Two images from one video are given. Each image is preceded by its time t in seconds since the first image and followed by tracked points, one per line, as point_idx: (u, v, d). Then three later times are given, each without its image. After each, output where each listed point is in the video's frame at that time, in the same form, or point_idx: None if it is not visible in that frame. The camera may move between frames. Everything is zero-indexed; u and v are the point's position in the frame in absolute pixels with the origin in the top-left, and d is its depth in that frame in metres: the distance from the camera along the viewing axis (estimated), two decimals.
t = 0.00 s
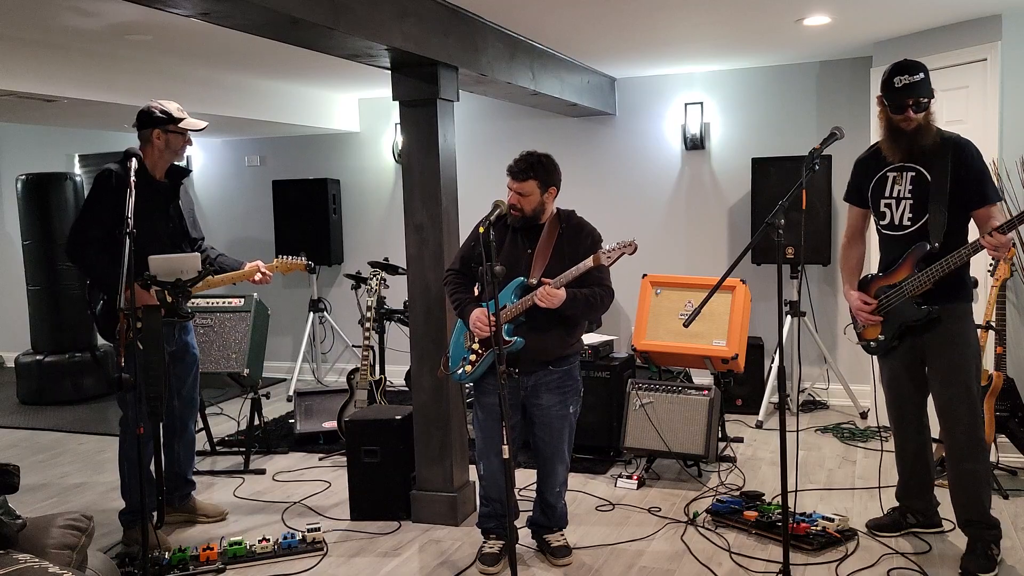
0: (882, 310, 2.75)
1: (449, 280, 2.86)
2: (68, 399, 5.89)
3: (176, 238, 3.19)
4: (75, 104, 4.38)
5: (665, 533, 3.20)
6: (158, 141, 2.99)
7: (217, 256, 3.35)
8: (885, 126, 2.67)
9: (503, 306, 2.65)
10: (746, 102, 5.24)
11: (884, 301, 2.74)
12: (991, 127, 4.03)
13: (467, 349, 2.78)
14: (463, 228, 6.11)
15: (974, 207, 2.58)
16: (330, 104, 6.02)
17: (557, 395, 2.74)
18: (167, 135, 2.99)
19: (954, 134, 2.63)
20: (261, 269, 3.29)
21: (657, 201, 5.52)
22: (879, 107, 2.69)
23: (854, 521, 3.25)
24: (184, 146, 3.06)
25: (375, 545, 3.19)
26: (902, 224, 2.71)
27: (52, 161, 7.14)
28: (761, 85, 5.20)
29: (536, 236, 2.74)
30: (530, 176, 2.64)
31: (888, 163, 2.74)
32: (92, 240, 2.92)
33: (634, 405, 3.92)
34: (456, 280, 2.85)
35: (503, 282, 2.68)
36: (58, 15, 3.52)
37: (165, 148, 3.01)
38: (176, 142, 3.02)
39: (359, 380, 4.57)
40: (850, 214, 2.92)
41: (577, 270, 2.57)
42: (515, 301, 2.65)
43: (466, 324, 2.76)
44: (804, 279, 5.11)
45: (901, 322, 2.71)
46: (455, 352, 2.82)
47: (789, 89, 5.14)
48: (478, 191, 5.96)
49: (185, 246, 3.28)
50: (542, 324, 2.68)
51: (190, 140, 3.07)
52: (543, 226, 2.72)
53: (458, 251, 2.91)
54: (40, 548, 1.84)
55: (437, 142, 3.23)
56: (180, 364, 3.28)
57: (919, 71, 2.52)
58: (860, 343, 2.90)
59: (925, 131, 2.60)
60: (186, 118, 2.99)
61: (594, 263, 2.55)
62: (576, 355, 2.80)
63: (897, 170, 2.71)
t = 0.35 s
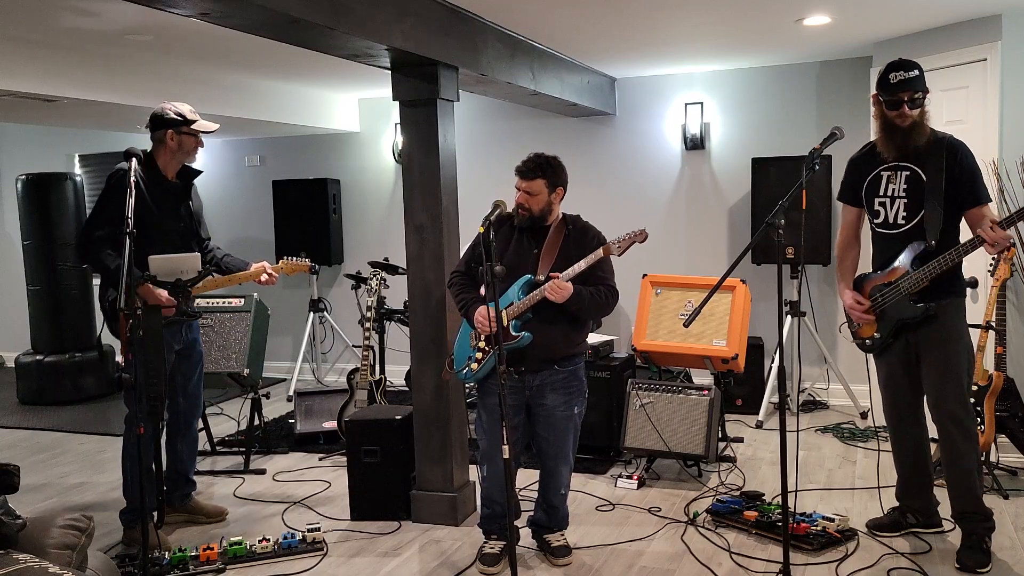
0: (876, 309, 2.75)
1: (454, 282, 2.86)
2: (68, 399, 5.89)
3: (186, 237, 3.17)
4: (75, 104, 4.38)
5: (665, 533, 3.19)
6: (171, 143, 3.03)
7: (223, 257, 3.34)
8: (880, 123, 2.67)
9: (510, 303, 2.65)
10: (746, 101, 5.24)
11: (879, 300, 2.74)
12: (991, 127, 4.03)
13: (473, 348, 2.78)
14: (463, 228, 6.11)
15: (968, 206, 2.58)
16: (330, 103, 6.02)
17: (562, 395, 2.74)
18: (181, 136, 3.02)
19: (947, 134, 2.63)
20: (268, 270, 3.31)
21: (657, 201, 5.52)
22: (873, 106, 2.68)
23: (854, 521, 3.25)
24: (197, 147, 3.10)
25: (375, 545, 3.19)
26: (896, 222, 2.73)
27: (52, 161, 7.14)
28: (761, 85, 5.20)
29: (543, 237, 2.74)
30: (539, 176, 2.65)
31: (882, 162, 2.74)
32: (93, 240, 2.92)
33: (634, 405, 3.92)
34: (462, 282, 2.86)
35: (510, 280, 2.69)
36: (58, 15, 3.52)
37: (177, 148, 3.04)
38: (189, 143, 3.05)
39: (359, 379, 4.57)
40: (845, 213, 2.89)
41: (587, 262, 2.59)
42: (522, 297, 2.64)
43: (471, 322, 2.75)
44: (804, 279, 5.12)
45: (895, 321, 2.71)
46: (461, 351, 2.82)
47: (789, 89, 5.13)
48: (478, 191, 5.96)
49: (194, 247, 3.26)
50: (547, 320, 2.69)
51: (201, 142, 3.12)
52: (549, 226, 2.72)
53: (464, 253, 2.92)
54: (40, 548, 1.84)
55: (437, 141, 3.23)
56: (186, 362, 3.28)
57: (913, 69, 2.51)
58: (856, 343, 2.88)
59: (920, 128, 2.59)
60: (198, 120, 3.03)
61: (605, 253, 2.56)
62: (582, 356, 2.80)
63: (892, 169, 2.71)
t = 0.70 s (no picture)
0: (876, 307, 2.74)
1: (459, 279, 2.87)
2: (68, 399, 5.89)
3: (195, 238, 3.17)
4: (75, 104, 4.37)
5: (665, 533, 3.20)
6: (184, 145, 3.05)
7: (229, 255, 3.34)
8: (882, 124, 2.67)
9: (516, 303, 2.65)
10: (746, 101, 5.24)
11: (877, 297, 2.73)
12: (991, 126, 4.03)
13: (477, 346, 2.78)
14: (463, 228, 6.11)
15: (969, 206, 2.57)
16: (330, 103, 6.02)
17: (566, 393, 2.74)
18: (194, 139, 3.05)
19: (947, 134, 2.63)
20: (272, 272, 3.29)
21: (657, 201, 5.52)
22: (874, 105, 2.69)
23: (854, 521, 3.25)
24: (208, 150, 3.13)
25: (375, 545, 3.19)
26: (896, 221, 2.72)
27: (52, 161, 7.14)
28: (761, 85, 5.20)
29: (549, 236, 2.74)
30: (546, 173, 2.65)
31: (882, 161, 2.75)
32: (97, 240, 2.92)
33: (634, 405, 3.92)
34: (465, 279, 2.86)
35: (516, 279, 2.69)
36: (59, 15, 3.52)
37: (189, 151, 3.06)
38: (201, 146, 3.08)
39: (359, 379, 4.57)
40: (846, 214, 2.90)
41: (594, 265, 2.63)
42: (527, 298, 2.65)
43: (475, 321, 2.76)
44: (804, 279, 5.12)
45: (893, 319, 2.70)
46: (464, 349, 2.82)
47: (789, 89, 5.13)
48: (478, 191, 5.97)
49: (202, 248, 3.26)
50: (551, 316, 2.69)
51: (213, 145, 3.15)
52: (555, 227, 2.73)
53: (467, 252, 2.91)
54: (40, 548, 1.84)
55: (437, 141, 3.23)
56: (191, 360, 3.29)
57: (916, 70, 2.52)
58: (852, 341, 2.87)
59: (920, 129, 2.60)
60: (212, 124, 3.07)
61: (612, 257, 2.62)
62: (584, 355, 2.80)
63: (892, 169, 2.72)
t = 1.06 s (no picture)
0: (878, 308, 2.75)
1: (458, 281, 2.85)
2: (68, 399, 5.89)
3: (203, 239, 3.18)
4: (75, 104, 4.37)
5: (665, 533, 3.20)
6: (193, 148, 3.06)
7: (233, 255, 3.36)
8: (884, 126, 2.67)
9: (523, 307, 2.66)
10: (746, 102, 5.24)
11: (879, 299, 2.74)
12: (991, 127, 4.03)
13: (481, 350, 2.78)
14: (463, 228, 6.11)
15: (972, 206, 2.59)
16: (330, 103, 6.02)
17: (568, 392, 2.74)
18: (202, 142, 3.06)
19: (950, 135, 2.63)
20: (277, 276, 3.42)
21: (657, 201, 5.52)
22: (875, 108, 2.69)
23: (854, 521, 3.25)
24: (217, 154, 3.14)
25: (375, 545, 3.19)
26: (900, 223, 2.70)
27: (52, 161, 7.14)
28: (761, 85, 5.20)
29: (548, 237, 2.73)
30: (546, 175, 2.63)
31: (885, 162, 2.74)
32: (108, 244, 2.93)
33: (634, 405, 3.92)
34: (464, 281, 2.83)
35: (519, 283, 2.69)
36: (59, 15, 3.52)
37: (197, 153, 3.07)
38: (209, 150, 3.09)
39: (359, 379, 4.57)
40: (848, 214, 2.90)
41: (602, 276, 2.60)
42: (531, 304, 2.65)
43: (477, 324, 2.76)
44: (804, 279, 5.12)
45: (895, 318, 2.71)
46: (467, 352, 2.82)
47: (789, 88, 5.14)
48: (477, 191, 5.97)
49: (209, 250, 3.26)
50: (558, 323, 2.68)
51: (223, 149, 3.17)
52: (555, 225, 2.71)
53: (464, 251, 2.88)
54: (40, 548, 1.84)
55: (437, 141, 3.23)
56: (198, 357, 3.30)
57: (917, 72, 2.53)
58: (854, 341, 2.88)
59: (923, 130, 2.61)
60: (221, 129, 3.08)
61: (621, 270, 2.57)
62: (585, 354, 2.80)
63: (895, 170, 2.71)
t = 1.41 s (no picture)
0: (881, 308, 2.75)
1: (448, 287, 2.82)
2: (68, 399, 5.89)
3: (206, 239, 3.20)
4: (75, 104, 4.37)
5: (665, 533, 3.20)
6: (194, 149, 3.07)
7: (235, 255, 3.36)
8: (889, 126, 2.68)
9: (517, 314, 2.65)
10: (746, 101, 5.24)
11: (881, 296, 2.74)
12: (991, 126, 4.03)
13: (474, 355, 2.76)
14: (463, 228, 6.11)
15: (976, 207, 2.58)
16: (330, 103, 6.02)
17: (564, 394, 2.74)
18: (203, 142, 3.06)
19: (955, 134, 2.63)
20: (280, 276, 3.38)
21: (657, 201, 5.52)
22: (880, 107, 2.69)
23: (854, 521, 3.25)
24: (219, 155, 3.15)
25: (375, 545, 3.19)
26: (905, 223, 2.71)
27: (52, 161, 7.14)
28: (761, 85, 5.20)
29: (539, 239, 2.71)
30: (537, 182, 2.58)
31: (890, 162, 2.74)
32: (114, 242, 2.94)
33: (634, 405, 3.92)
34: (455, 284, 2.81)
35: (511, 290, 2.68)
36: (59, 15, 3.52)
37: (199, 154, 3.08)
38: (211, 151, 3.09)
39: (359, 379, 4.57)
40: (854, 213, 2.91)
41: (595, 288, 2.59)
42: (524, 311, 2.66)
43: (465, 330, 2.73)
44: (804, 279, 5.12)
45: (898, 317, 2.72)
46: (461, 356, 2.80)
47: (789, 89, 5.13)
48: (477, 191, 5.97)
49: (213, 250, 3.28)
50: (552, 329, 2.68)
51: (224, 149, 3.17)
52: (545, 229, 2.69)
53: (457, 253, 2.85)
54: (40, 548, 1.84)
55: (437, 141, 3.23)
56: (199, 356, 3.32)
57: (924, 72, 2.52)
58: (857, 340, 2.89)
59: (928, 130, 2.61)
60: (223, 130, 3.08)
61: (617, 282, 2.57)
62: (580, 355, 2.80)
63: (900, 170, 2.72)
